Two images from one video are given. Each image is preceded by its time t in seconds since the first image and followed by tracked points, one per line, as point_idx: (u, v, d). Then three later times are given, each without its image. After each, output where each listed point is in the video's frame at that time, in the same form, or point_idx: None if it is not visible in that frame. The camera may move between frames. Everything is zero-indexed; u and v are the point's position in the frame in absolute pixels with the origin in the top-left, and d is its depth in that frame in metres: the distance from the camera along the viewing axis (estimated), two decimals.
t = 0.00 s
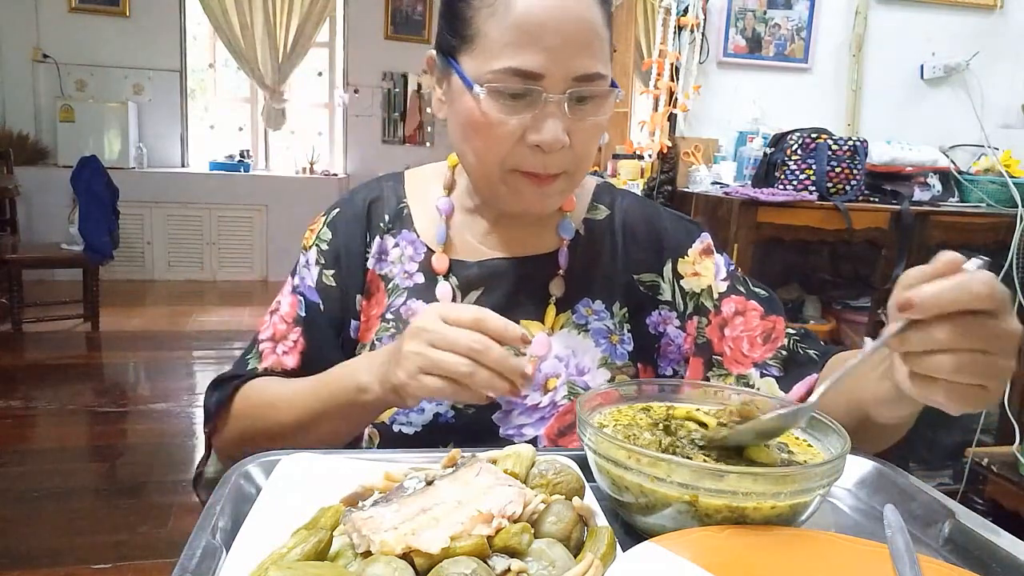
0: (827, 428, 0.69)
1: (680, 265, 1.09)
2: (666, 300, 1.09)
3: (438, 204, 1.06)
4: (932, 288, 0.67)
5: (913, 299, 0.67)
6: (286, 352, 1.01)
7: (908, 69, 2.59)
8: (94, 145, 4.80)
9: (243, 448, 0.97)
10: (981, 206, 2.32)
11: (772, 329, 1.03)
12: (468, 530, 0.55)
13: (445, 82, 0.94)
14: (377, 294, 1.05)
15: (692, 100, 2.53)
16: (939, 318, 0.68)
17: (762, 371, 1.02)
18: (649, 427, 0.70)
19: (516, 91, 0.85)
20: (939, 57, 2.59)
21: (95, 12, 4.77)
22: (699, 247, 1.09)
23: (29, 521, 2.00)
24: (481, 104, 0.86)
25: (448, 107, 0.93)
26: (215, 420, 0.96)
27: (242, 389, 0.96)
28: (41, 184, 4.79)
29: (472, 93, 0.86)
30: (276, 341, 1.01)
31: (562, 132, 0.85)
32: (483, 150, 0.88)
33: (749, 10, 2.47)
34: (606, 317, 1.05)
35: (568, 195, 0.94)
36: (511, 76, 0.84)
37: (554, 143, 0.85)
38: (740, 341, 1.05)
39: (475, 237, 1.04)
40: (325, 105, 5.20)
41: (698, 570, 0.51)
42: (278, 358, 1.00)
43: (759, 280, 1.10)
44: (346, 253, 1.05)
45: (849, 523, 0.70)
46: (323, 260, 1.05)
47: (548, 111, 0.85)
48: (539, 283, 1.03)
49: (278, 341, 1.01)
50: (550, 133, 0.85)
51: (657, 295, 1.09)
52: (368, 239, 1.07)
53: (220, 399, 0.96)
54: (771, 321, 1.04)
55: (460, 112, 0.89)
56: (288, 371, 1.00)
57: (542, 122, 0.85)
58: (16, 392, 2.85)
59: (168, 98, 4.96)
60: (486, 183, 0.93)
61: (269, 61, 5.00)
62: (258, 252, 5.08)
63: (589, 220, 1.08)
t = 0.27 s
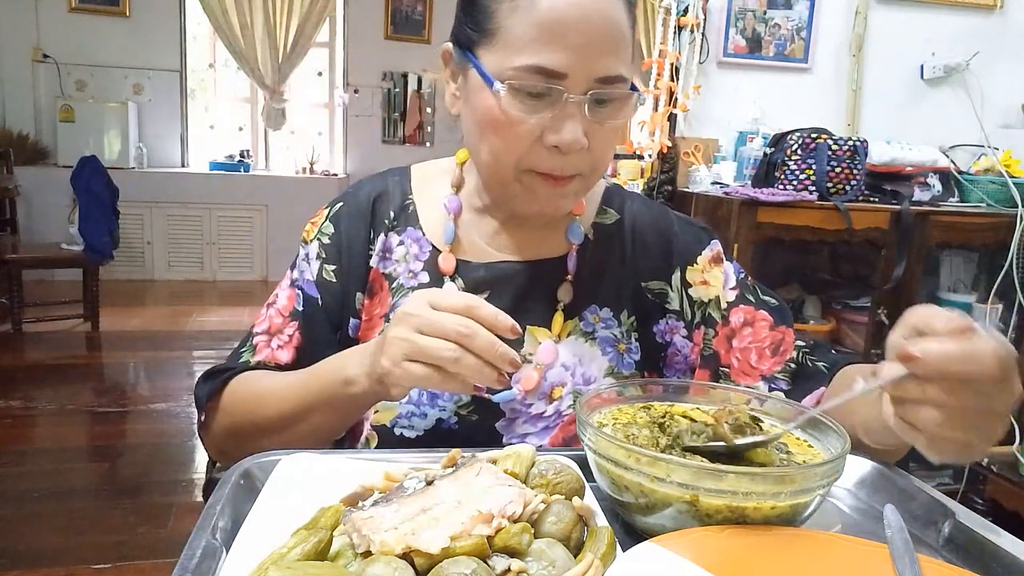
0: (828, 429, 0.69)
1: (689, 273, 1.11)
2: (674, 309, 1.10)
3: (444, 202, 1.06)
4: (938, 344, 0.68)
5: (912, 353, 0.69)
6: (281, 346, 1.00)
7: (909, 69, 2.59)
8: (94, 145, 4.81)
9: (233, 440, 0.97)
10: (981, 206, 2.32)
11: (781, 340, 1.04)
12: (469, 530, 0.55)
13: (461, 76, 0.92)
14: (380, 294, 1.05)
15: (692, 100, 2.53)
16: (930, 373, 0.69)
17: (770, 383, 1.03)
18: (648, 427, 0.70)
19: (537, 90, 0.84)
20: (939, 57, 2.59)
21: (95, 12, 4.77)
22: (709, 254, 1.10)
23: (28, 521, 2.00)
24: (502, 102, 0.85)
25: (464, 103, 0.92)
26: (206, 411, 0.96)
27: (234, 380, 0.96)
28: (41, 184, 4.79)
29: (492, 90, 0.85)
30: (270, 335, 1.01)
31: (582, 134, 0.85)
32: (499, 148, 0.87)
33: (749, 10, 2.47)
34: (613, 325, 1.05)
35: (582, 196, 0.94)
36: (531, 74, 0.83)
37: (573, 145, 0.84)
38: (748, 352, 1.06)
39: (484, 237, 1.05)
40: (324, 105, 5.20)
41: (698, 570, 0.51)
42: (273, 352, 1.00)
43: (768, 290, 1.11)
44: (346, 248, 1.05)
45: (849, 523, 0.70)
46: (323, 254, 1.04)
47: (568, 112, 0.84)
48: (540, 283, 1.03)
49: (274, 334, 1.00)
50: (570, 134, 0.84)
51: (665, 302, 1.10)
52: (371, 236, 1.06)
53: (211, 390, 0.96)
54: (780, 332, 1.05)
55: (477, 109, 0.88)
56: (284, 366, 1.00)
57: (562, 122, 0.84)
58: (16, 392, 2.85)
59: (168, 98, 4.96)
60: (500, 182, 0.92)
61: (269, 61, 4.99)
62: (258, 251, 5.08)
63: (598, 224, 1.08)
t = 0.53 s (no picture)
0: (827, 428, 0.69)
1: (695, 273, 1.10)
2: (679, 311, 1.10)
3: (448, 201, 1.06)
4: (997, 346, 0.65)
5: (976, 345, 0.65)
6: (282, 348, 1.01)
7: (908, 69, 2.59)
8: (95, 145, 4.81)
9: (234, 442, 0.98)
10: (981, 207, 2.32)
11: (790, 340, 1.06)
12: (469, 530, 0.55)
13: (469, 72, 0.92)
14: (382, 295, 1.05)
15: (692, 100, 2.53)
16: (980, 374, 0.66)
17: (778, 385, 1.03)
18: (646, 427, 0.70)
19: (548, 85, 0.83)
20: (938, 57, 2.59)
21: (95, 13, 4.77)
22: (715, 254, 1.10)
23: (28, 521, 2.00)
24: (513, 97, 0.84)
25: (473, 99, 0.91)
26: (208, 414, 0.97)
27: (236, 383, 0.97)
28: (41, 184, 4.80)
29: (502, 85, 0.85)
30: (271, 337, 1.01)
31: (592, 131, 0.85)
32: (508, 146, 0.87)
33: (749, 10, 2.47)
34: (617, 328, 1.05)
35: (587, 195, 0.94)
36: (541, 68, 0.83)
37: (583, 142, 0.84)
38: (758, 352, 1.07)
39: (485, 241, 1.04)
40: (324, 105, 5.20)
41: (697, 570, 0.51)
42: (274, 355, 1.00)
43: (773, 288, 1.12)
44: (347, 249, 1.05)
45: (849, 523, 0.70)
46: (324, 255, 1.05)
47: (579, 108, 0.84)
48: (541, 283, 1.03)
49: (274, 336, 1.01)
50: (581, 131, 0.84)
51: (670, 305, 1.10)
52: (373, 237, 1.06)
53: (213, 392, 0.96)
54: (789, 330, 1.07)
55: (486, 104, 0.87)
56: (285, 368, 1.00)
57: (573, 120, 0.84)
58: (16, 392, 2.85)
59: (168, 98, 4.97)
60: (507, 181, 0.92)
61: (269, 61, 4.99)
62: (258, 252, 5.08)
63: (601, 225, 1.08)
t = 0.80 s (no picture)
0: (826, 429, 0.69)
1: (711, 280, 1.11)
2: (695, 319, 1.11)
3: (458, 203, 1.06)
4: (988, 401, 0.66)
5: (966, 407, 0.66)
6: (282, 348, 1.01)
7: (909, 69, 2.59)
8: (95, 145, 4.81)
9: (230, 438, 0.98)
10: (981, 207, 2.32)
11: (807, 350, 1.04)
12: (469, 529, 0.55)
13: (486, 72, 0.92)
14: (388, 299, 1.05)
15: (692, 100, 2.53)
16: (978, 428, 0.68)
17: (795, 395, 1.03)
18: (646, 427, 0.70)
19: (569, 91, 0.83)
20: (938, 58, 2.59)
21: (95, 12, 4.77)
22: (731, 262, 1.11)
23: (28, 521, 1.99)
24: (533, 99, 0.84)
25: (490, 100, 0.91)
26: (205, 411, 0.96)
27: (235, 381, 0.96)
28: (41, 184, 4.79)
29: (523, 87, 0.85)
30: (271, 336, 1.01)
31: (613, 137, 0.84)
32: (524, 150, 0.87)
33: (749, 10, 2.48)
34: (629, 336, 1.06)
35: (605, 203, 0.93)
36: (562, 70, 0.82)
37: (603, 147, 0.84)
38: (773, 363, 1.06)
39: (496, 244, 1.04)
40: (324, 105, 5.20)
41: (698, 570, 0.51)
42: (273, 354, 1.00)
43: (791, 296, 1.12)
44: (351, 250, 1.05)
45: (849, 522, 0.69)
46: (328, 256, 1.05)
47: (600, 112, 0.83)
48: (544, 283, 1.02)
49: (274, 335, 1.00)
50: (601, 137, 0.83)
51: (685, 312, 1.11)
52: (381, 241, 1.07)
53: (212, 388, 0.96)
54: (805, 340, 1.06)
55: (504, 105, 0.87)
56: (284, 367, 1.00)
57: (593, 125, 0.83)
58: (16, 392, 2.85)
59: (169, 98, 4.97)
60: (521, 185, 0.91)
61: (269, 61, 4.99)
62: (258, 252, 5.08)
63: (614, 230, 1.08)
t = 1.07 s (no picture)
0: (828, 431, 0.69)
1: (740, 290, 1.09)
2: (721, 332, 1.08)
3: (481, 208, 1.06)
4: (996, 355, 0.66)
5: (969, 351, 0.66)
6: (282, 343, 1.02)
7: (909, 69, 2.59)
8: (95, 145, 4.81)
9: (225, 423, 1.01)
10: (982, 207, 2.32)
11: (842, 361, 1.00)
12: (468, 530, 0.55)
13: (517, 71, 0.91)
14: (403, 306, 1.05)
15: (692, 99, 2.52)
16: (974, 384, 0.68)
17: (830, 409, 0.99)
18: (646, 427, 0.70)
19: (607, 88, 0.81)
20: (939, 58, 2.59)
21: (95, 13, 4.77)
22: (762, 270, 1.09)
23: (27, 521, 1.99)
24: (570, 98, 0.83)
25: (523, 103, 0.90)
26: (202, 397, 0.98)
27: (235, 372, 0.98)
28: (41, 184, 4.79)
29: (560, 87, 0.83)
30: (272, 331, 1.02)
31: (653, 137, 0.82)
32: (558, 152, 0.85)
33: (749, 10, 2.48)
34: (653, 349, 1.04)
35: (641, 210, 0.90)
36: (601, 62, 0.81)
37: (643, 148, 0.81)
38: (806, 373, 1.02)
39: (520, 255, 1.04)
40: (324, 105, 5.20)
41: (697, 570, 0.51)
42: (274, 348, 1.01)
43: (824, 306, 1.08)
44: (358, 252, 1.07)
45: (848, 522, 0.69)
46: (336, 256, 1.07)
47: (639, 110, 0.81)
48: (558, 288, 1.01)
49: (275, 329, 1.02)
50: (641, 137, 0.81)
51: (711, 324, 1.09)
52: (392, 245, 1.08)
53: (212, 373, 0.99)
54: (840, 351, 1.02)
55: (539, 105, 0.86)
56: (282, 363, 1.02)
57: (633, 124, 0.81)
58: (16, 392, 2.85)
59: (169, 98, 4.97)
60: (556, 190, 0.89)
61: (269, 61, 4.99)
62: (258, 252, 5.08)
63: (641, 237, 1.07)
